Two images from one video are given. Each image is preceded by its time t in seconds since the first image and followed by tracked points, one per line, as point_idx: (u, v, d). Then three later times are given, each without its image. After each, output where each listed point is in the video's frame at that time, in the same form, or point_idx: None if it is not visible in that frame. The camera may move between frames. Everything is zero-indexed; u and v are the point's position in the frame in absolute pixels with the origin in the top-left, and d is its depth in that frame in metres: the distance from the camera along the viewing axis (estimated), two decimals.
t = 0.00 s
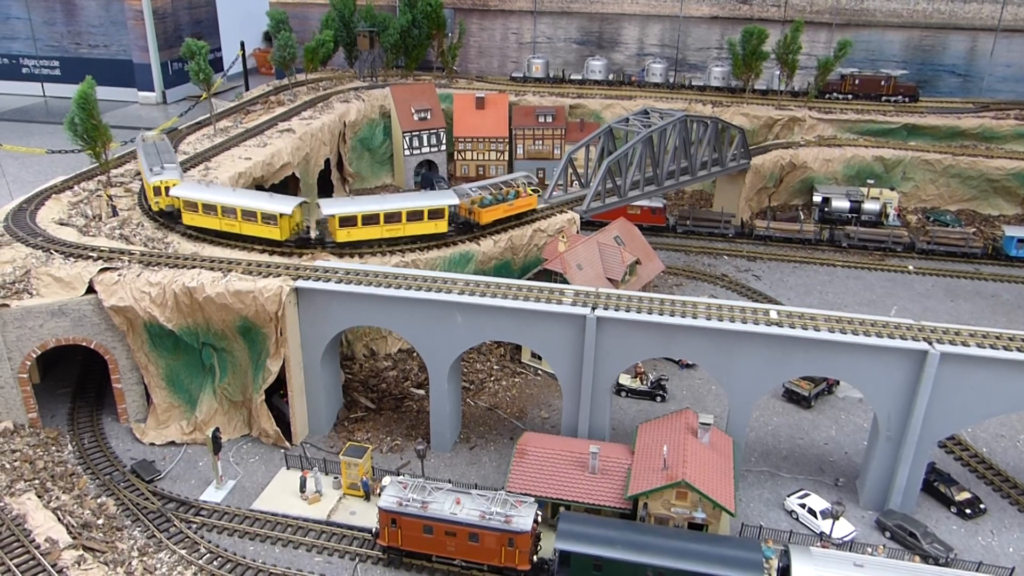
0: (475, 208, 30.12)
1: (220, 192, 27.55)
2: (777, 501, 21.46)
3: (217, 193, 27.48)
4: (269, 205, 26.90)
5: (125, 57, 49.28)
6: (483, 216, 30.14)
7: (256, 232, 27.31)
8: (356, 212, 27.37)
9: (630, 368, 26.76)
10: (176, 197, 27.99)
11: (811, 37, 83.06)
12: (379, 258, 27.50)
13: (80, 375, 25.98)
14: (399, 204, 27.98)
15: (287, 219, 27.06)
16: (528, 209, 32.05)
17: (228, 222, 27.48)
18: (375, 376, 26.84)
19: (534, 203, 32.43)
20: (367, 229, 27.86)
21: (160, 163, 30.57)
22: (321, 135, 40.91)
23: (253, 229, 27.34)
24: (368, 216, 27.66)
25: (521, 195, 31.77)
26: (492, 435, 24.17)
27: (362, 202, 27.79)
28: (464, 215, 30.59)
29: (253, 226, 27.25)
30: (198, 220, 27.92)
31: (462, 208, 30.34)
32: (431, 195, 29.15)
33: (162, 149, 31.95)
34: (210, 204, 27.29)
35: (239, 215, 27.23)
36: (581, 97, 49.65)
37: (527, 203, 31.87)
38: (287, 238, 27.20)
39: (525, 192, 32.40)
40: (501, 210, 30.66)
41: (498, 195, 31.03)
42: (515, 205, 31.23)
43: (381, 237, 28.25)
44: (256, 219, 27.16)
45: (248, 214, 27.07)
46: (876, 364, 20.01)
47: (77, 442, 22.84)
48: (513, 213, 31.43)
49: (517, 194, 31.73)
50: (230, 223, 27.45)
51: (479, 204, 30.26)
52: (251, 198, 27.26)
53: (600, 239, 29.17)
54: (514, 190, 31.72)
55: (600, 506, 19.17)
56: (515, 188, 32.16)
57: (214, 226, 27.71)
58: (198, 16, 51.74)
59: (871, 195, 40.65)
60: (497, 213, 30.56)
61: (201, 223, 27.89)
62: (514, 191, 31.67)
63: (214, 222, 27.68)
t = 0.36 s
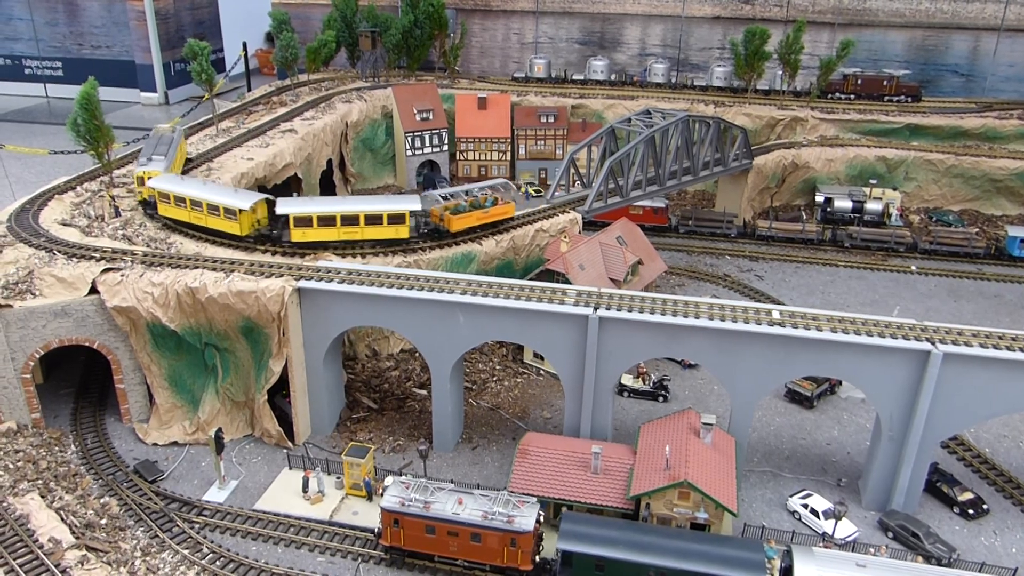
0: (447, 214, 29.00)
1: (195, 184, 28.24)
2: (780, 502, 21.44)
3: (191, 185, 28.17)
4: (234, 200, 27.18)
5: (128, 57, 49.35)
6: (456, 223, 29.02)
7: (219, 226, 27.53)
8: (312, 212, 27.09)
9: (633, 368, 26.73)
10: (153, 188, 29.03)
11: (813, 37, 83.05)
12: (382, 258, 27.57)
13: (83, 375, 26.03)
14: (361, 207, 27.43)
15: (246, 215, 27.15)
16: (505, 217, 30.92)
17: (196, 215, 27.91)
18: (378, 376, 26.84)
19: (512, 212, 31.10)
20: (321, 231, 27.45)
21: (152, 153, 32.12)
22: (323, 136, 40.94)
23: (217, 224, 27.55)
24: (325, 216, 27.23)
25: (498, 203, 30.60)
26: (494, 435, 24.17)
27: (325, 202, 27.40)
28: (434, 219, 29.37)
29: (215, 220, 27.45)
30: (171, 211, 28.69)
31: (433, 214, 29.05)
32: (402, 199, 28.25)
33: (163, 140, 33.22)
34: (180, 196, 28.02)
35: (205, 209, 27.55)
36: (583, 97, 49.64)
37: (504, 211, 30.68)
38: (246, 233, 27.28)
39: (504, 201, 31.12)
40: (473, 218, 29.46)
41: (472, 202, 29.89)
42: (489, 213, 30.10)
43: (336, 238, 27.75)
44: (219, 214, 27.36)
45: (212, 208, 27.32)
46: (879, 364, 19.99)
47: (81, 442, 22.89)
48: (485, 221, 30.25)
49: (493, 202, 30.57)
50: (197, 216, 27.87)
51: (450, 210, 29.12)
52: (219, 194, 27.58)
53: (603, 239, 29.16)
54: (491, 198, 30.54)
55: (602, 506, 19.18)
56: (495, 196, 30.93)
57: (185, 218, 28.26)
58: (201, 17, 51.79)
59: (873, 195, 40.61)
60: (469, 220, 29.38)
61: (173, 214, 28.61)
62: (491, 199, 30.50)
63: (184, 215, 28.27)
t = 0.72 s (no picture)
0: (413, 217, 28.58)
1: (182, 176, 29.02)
2: (783, 502, 21.40)
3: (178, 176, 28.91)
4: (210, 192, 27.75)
5: (131, 57, 49.42)
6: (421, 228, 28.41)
7: (188, 217, 28.07)
8: (267, 208, 26.94)
9: (636, 368, 26.75)
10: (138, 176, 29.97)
11: (817, 37, 82.89)
12: (385, 258, 27.48)
13: (86, 374, 26.07)
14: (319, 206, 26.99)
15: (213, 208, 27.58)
16: (478, 224, 29.79)
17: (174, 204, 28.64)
18: (381, 375, 26.83)
19: (487, 220, 29.96)
20: (278, 228, 27.26)
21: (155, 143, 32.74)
22: (326, 136, 40.96)
23: (187, 214, 28.09)
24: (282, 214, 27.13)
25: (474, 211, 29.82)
26: (497, 435, 24.16)
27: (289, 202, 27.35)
28: (404, 225, 29.02)
29: (186, 210, 27.99)
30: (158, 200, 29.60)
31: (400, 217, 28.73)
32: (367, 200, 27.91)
33: (172, 132, 33.75)
34: (159, 185, 28.76)
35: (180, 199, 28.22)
36: (586, 97, 49.57)
37: (477, 219, 29.65)
38: (209, 225, 27.70)
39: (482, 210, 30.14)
40: (438, 225, 28.70)
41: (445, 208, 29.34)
42: (459, 220, 29.13)
43: (295, 238, 27.43)
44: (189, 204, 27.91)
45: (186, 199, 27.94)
46: (884, 364, 19.94)
47: (84, 441, 22.91)
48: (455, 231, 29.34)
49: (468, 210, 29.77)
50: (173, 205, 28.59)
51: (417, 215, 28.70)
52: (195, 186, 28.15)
53: (606, 239, 29.19)
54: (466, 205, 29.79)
55: (605, 506, 19.15)
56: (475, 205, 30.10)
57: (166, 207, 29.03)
58: (203, 17, 51.83)
59: (877, 195, 40.56)
60: (435, 226, 28.64)
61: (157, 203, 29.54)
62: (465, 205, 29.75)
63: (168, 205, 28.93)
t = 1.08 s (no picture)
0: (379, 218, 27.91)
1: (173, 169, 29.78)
2: (787, 503, 21.37)
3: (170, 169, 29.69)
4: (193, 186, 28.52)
5: (135, 56, 49.47)
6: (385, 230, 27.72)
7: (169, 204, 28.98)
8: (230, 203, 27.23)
9: (639, 368, 26.71)
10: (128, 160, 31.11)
11: (822, 37, 82.66)
12: (389, 257, 27.40)
13: (91, 372, 26.10)
14: (280, 204, 26.77)
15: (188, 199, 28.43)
16: (445, 229, 28.80)
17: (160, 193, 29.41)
18: (384, 374, 26.83)
19: (455, 227, 28.88)
20: (241, 222, 27.44)
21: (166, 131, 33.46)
22: (330, 134, 40.96)
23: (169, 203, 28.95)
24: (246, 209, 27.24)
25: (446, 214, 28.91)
26: (501, 434, 24.14)
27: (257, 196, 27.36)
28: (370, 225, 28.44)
29: (165, 198, 28.94)
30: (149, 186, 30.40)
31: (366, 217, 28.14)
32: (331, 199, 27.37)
33: (189, 121, 34.53)
34: (145, 171, 29.78)
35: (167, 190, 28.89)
36: (590, 97, 49.44)
37: (444, 224, 28.64)
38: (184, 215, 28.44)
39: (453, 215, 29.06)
40: (404, 228, 27.95)
41: (415, 210, 28.57)
42: (427, 224, 28.33)
43: (259, 232, 27.48)
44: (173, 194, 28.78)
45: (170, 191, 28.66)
46: (888, 365, 19.89)
47: (88, 439, 22.93)
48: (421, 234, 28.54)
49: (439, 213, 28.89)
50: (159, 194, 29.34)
51: (383, 217, 28.02)
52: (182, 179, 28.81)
53: (610, 239, 29.13)
54: (437, 208, 28.90)
55: (609, 506, 19.14)
56: (446, 210, 29.07)
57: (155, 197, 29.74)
58: (208, 15, 51.86)
59: (882, 195, 40.46)
60: (401, 229, 27.89)
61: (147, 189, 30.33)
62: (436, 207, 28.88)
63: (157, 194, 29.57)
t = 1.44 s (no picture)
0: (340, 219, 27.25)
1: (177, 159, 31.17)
2: (789, 503, 21.35)
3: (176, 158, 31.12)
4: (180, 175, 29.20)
5: (139, 55, 49.57)
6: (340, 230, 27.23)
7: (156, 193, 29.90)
8: (197, 194, 27.68)
9: (642, 368, 26.69)
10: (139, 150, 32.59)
11: (825, 37, 82.61)
12: (392, 256, 27.40)
13: (94, 371, 26.13)
14: (241, 199, 26.90)
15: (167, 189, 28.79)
16: (407, 233, 27.92)
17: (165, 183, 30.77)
18: (387, 374, 26.85)
19: (417, 231, 27.88)
20: (207, 212, 27.85)
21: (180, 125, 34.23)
22: (333, 134, 40.99)
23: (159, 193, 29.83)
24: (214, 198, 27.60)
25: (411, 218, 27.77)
26: (503, 434, 24.16)
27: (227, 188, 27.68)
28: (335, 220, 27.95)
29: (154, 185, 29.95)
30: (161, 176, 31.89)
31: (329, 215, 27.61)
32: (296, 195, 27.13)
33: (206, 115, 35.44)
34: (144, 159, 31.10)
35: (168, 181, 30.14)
36: (593, 97, 49.42)
37: (406, 228, 27.78)
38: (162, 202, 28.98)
39: (416, 220, 27.86)
40: (361, 230, 27.30)
41: (379, 212, 27.56)
42: (386, 228, 27.50)
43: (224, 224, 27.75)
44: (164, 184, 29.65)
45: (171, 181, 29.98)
46: (891, 366, 19.87)
47: (91, 438, 22.97)
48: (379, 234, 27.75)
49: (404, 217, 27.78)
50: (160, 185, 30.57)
51: (344, 218, 27.26)
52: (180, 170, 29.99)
53: (613, 239, 29.09)
54: (402, 212, 27.74)
55: (611, 506, 19.14)
56: (412, 213, 27.83)
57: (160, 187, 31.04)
58: (211, 15, 51.93)
59: (885, 196, 40.39)
60: (356, 232, 27.31)
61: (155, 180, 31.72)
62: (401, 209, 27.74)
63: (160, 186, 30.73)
